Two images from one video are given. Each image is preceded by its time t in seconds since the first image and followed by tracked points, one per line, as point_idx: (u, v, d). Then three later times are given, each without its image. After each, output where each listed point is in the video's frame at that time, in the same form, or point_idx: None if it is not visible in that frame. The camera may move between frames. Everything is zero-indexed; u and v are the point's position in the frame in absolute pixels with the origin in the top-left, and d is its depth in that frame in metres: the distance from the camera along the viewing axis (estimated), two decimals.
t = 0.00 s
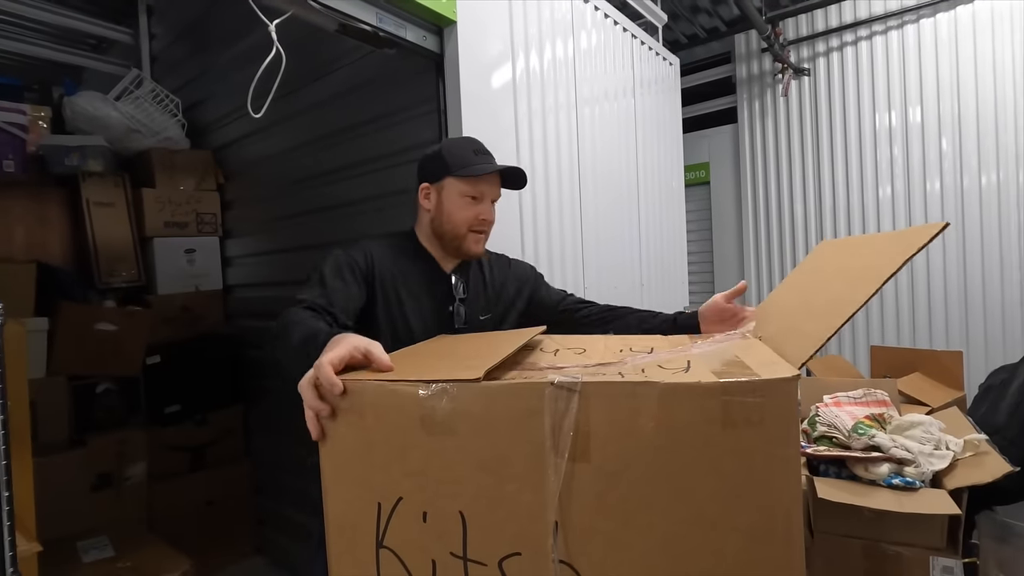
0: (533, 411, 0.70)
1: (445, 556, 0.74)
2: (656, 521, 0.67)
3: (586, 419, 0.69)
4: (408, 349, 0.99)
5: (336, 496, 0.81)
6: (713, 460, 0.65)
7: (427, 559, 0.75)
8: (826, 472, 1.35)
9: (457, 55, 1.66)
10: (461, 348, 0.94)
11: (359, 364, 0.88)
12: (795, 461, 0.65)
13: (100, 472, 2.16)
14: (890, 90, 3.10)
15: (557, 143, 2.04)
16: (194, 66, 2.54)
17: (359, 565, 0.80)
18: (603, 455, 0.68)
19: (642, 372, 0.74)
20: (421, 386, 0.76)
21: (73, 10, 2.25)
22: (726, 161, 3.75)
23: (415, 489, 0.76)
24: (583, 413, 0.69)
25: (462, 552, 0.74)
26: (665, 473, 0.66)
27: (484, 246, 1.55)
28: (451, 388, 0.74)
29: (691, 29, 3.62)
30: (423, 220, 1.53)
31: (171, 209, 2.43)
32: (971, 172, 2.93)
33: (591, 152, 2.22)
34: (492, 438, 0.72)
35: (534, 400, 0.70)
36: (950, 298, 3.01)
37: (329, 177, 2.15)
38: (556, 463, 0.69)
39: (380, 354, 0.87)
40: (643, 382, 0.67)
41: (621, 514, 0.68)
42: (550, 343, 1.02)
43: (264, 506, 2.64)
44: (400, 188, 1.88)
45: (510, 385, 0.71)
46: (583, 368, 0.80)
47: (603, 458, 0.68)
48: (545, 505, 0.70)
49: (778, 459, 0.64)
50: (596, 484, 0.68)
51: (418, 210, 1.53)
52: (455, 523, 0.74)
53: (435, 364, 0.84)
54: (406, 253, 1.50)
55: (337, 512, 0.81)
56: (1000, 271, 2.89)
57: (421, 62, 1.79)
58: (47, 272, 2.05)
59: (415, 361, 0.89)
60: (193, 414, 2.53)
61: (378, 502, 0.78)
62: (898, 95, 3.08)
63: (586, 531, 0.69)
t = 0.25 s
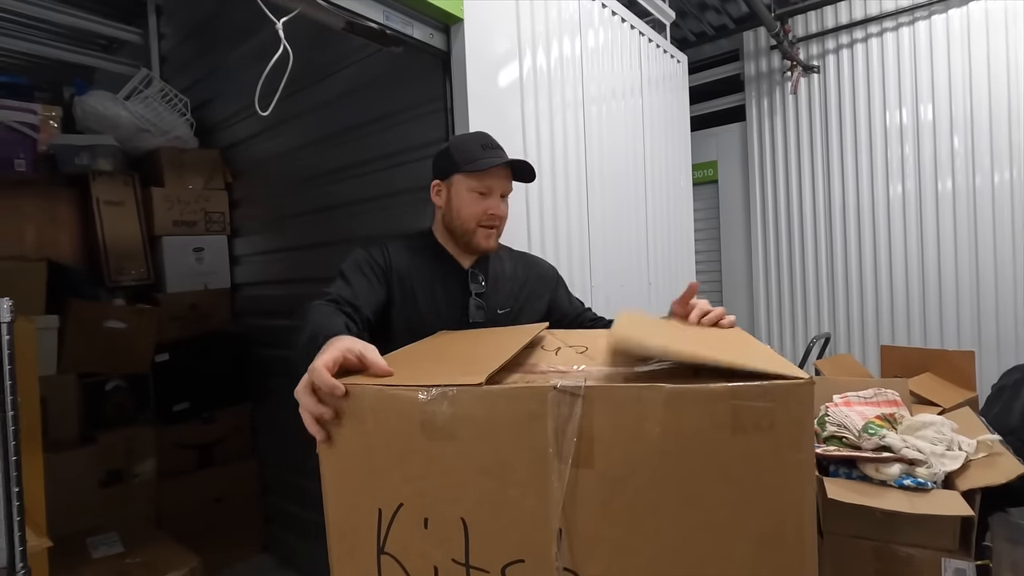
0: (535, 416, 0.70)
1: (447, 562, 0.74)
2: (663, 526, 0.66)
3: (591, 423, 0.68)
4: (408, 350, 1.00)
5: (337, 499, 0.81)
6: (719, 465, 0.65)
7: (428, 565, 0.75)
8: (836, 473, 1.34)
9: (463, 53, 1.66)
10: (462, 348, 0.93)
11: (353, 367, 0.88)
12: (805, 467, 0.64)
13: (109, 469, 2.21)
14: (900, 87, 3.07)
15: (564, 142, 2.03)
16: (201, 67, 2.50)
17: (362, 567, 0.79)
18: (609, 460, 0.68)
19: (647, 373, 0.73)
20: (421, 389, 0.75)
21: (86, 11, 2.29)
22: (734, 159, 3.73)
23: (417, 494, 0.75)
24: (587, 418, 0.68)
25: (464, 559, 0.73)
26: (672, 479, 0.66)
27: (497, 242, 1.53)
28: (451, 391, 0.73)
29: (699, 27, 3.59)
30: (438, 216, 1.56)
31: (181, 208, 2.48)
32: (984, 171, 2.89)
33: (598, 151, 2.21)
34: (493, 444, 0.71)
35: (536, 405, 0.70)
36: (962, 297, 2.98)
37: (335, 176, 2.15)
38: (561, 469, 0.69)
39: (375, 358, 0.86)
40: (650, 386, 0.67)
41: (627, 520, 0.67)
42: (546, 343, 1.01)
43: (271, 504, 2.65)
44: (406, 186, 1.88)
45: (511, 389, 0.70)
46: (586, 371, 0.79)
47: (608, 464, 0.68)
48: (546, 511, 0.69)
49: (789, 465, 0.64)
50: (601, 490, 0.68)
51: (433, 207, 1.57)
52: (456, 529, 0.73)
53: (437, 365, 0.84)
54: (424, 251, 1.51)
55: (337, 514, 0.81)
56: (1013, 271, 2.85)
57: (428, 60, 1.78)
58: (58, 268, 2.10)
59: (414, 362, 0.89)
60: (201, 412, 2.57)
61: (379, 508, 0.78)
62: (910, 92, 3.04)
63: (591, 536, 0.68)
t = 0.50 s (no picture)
0: (537, 409, 0.69)
1: (450, 560, 0.72)
2: (669, 511, 0.66)
3: (593, 412, 0.68)
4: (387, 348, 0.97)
5: (327, 506, 0.76)
6: (722, 447, 0.65)
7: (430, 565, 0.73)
8: (831, 456, 1.35)
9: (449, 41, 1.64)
10: (452, 342, 0.92)
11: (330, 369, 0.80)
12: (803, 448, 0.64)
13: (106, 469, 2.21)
14: (892, 68, 3.05)
15: (555, 131, 2.01)
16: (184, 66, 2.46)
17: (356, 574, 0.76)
18: (613, 449, 0.67)
19: (643, 356, 0.73)
20: (419, 382, 0.72)
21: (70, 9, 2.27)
22: (727, 145, 3.71)
23: (415, 494, 0.73)
24: (591, 406, 0.68)
25: (467, 556, 0.71)
26: (676, 463, 0.66)
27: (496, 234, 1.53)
28: (450, 383, 0.71)
29: (689, 12, 3.56)
30: (437, 208, 1.51)
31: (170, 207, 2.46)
32: (977, 151, 2.88)
33: (589, 139, 2.19)
34: (495, 437, 0.70)
35: (539, 396, 0.69)
36: (957, 278, 2.98)
37: (324, 169, 2.13)
38: (567, 459, 0.68)
39: (355, 359, 0.79)
40: (651, 371, 0.67)
41: (633, 506, 0.67)
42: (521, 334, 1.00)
43: (271, 501, 2.65)
44: (395, 179, 1.86)
45: (512, 381, 0.69)
46: (582, 361, 0.78)
47: (613, 452, 0.67)
48: (551, 503, 0.68)
49: (786, 446, 0.64)
50: (606, 478, 0.67)
51: (431, 198, 1.51)
52: (458, 525, 0.71)
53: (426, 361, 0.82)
54: (423, 246, 1.49)
55: (328, 524, 0.76)
56: (1007, 250, 2.86)
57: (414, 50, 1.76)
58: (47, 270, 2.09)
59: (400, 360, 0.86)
60: (197, 411, 2.56)
61: (376, 509, 0.74)
62: (902, 73, 3.02)
63: (598, 525, 0.68)
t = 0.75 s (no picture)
0: (567, 398, 0.70)
1: (476, 567, 0.70)
2: (682, 491, 0.71)
3: (617, 400, 0.70)
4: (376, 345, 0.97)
5: (342, 520, 0.71)
6: (723, 425, 0.72)
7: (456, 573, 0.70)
8: (828, 453, 1.35)
9: (443, 43, 1.63)
10: (444, 341, 0.91)
11: (327, 384, 0.76)
12: (782, 420, 0.74)
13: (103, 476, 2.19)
14: (885, 66, 3.06)
15: (550, 132, 2.01)
16: (177, 69, 2.46)
17: None
18: (633, 436, 0.70)
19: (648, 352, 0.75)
20: (443, 385, 0.70)
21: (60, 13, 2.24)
22: (722, 144, 3.72)
23: (439, 503, 0.70)
24: (614, 394, 0.70)
25: (496, 560, 0.70)
26: (689, 445, 0.71)
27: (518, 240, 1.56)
28: (474, 384, 0.69)
29: (682, 11, 3.56)
30: (461, 211, 1.49)
31: (166, 210, 2.49)
32: (969, 147, 2.90)
33: (583, 140, 2.20)
34: (521, 435, 0.70)
35: (567, 387, 0.70)
36: (951, 274, 2.99)
37: (320, 172, 2.13)
38: (594, 448, 0.70)
39: (353, 368, 0.76)
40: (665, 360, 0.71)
41: (653, 489, 0.70)
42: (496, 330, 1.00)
43: (270, 505, 2.65)
44: (391, 181, 1.86)
45: (538, 376, 0.69)
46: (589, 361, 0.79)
47: (633, 439, 0.70)
48: (582, 492, 0.70)
49: (769, 419, 0.73)
50: (628, 464, 0.70)
51: (455, 199, 1.48)
52: (486, 528, 0.70)
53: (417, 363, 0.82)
54: (446, 242, 1.47)
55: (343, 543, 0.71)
56: (1000, 246, 2.87)
57: (406, 52, 1.76)
58: (42, 277, 2.07)
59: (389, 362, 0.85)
60: (195, 415, 2.55)
61: (395, 523, 0.71)
62: (895, 70, 3.03)
63: (621, 512, 0.70)
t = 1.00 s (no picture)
0: (571, 397, 0.69)
1: (480, 567, 0.70)
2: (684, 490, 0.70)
3: (619, 399, 0.69)
4: (373, 346, 0.99)
5: (344, 520, 0.72)
6: (724, 424, 0.70)
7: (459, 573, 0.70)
8: (831, 451, 1.35)
9: (444, 41, 1.63)
10: (444, 340, 0.91)
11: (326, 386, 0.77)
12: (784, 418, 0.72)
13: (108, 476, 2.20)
14: (889, 62, 3.04)
15: (552, 130, 2.01)
16: (179, 69, 2.46)
17: None
18: (635, 435, 0.69)
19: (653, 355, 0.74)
20: (445, 386, 0.70)
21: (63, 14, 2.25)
22: (724, 141, 3.71)
23: (441, 503, 0.70)
24: (616, 394, 0.69)
25: (500, 560, 0.70)
26: (693, 444, 0.70)
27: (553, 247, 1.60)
28: (477, 383, 0.69)
29: (684, 8, 3.55)
30: (503, 213, 1.50)
31: (169, 209, 2.48)
32: (974, 144, 2.88)
33: (586, 138, 2.19)
34: (523, 435, 0.69)
35: (572, 386, 0.69)
36: (955, 271, 2.98)
37: (322, 171, 2.13)
38: (597, 447, 0.70)
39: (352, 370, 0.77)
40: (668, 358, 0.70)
41: (655, 489, 0.70)
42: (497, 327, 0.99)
43: (274, 503, 2.66)
44: (393, 179, 1.86)
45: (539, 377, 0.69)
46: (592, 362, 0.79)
47: (636, 438, 0.69)
48: (585, 492, 0.69)
49: (772, 416, 0.71)
50: (631, 463, 0.69)
51: (502, 200, 1.49)
52: (489, 528, 0.70)
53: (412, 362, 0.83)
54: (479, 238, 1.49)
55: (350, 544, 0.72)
56: (1005, 243, 2.85)
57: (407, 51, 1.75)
58: (47, 275, 2.08)
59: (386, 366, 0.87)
60: (199, 414, 2.56)
61: (400, 524, 0.71)
62: (898, 67, 3.02)
63: (624, 511, 0.70)
